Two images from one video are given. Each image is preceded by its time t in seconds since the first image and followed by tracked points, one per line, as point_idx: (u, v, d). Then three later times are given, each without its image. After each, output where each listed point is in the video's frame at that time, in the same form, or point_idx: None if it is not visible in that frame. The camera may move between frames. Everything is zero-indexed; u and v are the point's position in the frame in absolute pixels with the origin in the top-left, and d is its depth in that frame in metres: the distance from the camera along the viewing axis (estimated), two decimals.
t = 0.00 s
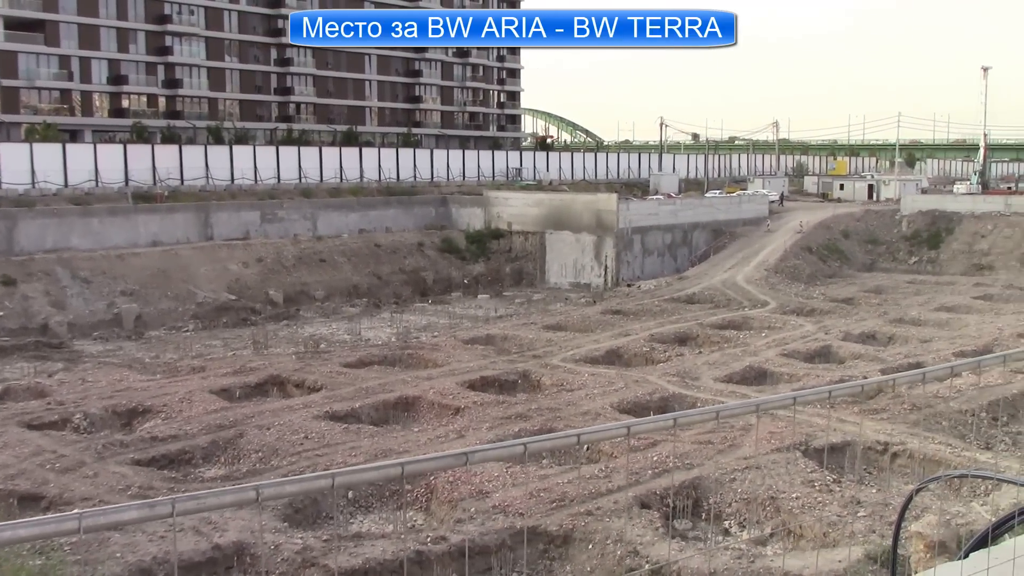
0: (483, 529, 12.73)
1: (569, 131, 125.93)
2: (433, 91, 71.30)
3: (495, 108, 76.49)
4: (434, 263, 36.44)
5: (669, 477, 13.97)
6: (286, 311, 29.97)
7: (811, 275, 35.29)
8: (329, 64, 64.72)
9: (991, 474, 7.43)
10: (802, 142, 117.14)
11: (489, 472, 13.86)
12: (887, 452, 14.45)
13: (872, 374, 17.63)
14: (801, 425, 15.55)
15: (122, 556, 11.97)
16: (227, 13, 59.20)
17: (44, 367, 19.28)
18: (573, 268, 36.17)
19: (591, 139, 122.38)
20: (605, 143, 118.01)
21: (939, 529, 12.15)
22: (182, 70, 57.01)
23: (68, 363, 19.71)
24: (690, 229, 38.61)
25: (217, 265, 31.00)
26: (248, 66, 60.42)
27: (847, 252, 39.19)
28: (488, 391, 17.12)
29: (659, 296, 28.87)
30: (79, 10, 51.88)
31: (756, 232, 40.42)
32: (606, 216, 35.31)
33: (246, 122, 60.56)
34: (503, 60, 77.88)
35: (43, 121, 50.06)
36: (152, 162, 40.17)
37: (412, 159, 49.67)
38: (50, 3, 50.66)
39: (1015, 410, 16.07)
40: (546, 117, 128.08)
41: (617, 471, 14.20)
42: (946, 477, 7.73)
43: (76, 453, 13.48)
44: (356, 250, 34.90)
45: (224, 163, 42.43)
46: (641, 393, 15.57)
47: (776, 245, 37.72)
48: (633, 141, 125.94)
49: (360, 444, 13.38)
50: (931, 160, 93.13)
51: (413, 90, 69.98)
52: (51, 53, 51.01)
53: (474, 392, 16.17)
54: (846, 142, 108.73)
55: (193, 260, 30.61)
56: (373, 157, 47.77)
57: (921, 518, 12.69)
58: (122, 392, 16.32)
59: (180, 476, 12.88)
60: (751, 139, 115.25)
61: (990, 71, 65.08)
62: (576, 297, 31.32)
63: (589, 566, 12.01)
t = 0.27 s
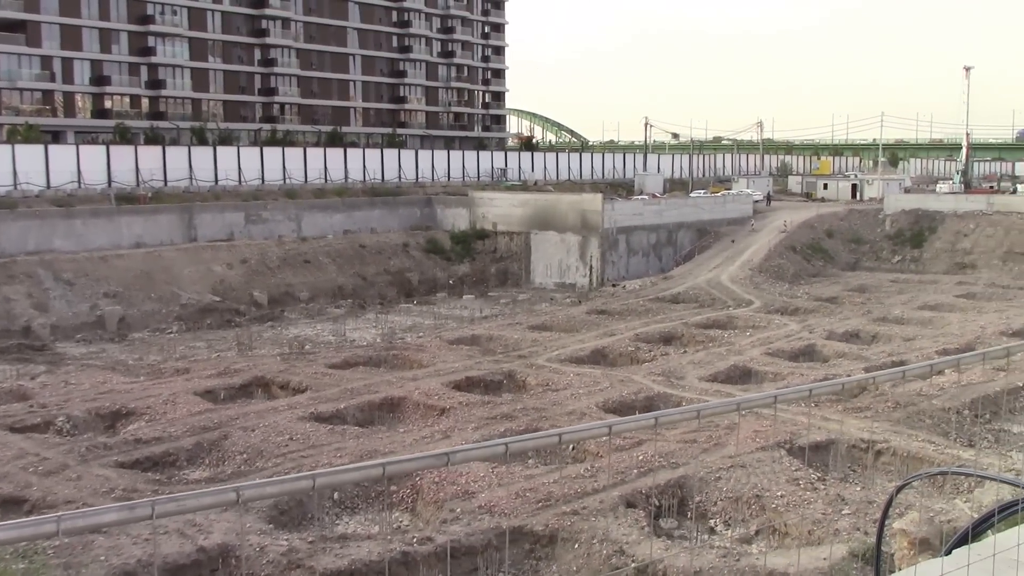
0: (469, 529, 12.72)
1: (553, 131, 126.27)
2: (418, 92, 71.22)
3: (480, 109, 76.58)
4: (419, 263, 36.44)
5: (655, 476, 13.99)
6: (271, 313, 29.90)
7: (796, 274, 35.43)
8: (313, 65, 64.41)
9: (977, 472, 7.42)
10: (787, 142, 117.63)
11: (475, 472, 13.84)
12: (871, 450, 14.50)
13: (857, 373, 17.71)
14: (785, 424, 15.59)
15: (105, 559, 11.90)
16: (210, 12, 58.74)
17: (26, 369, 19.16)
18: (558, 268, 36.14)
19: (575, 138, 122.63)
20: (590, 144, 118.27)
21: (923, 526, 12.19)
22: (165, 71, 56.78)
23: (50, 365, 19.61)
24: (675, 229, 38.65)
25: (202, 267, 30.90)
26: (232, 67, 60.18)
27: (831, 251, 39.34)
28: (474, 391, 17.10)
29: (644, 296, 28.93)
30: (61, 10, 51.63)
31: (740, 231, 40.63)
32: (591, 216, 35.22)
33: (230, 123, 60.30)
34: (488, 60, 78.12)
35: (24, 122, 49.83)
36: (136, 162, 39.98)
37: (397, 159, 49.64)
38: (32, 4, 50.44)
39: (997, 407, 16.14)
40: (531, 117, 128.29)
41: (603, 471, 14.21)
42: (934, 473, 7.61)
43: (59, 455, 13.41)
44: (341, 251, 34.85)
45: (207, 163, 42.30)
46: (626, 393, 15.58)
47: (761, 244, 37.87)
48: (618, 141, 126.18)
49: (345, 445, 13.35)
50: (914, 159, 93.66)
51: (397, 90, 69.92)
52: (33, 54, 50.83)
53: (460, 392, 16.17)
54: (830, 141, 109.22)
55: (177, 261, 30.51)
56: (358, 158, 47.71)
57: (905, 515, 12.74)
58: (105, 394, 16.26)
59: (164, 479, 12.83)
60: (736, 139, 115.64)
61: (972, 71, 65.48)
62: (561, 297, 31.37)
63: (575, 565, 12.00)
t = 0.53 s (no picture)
0: (452, 530, 12.72)
1: (535, 130, 126.50)
2: (399, 91, 71.15)
3: (461, 109, 76.59)
4: (401, 263, 36.40)
5: (637, 475, 14.02)
6: (251, 313, 29.81)
7: (777, 273, 35.57)
8: (293, 65, 64.10)
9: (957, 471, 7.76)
10: (767, 142, 118.26)
11: (457, 473, 13.82)
12: (852, 448, 14.57)
13: (837, 371, 17.83)
14: (767, 422, 15.63)
15: (85, 562, 11.83)
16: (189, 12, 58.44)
17: (4, 371, 19.03)
18: (540, 268, 36.35)
19: (557, 138, 122.90)
20: (572, 143, 118.54)
21: (902, 523, 12.28)
22: (144, 71, 56.47)
23: (29, 367, 19.48)
24: (656, 229, 38.68)
25: (182, 268, 30.77)
26: (212, 67, 59.94)
27: (811, 250, 39.57)
28: (456, 391, 17.09)
29: (625, 295, 28.97)
30: (39, 10, 51.26)
31: (721, 231, 40.73)
32: (572, 216, 35.18)
33: (210, 124, 60.05)
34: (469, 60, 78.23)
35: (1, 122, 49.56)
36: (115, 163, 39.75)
37: (378, 159, 49.57)
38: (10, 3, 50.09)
39: (974, 405, 16.26)
40: (512, 118, 128.43)
41: (585, 470, 14.23)
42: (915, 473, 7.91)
43: (37, 458, 13.32)
44: (322, 252, 34.77)
45: (187, 164, 42.12)
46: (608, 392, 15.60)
47: (742, 244, 38.02)
48: (600, 140, 126.55)
49: (327, 446, 13.32)
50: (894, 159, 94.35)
51: (379, 90, 69.80)
52: (10, 54, 50.48)
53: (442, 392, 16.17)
54: (810, 140, 109.86)
55: (157, 262, 30.37)
56: (339, 158, 47.61)
57: (885, 513, 12.81)
58: (84, 396, 16.16)
59: (144, 481, 12.77)
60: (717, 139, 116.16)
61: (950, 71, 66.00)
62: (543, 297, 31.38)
63: (558, 565, 12.02)
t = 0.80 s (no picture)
0: (430, 530, 12.70)
1: (513, 130, 126.91)
2: (377, 91, 71.18)
3: (440, 108, 76.65)
4: (379, 264, 36.39)
5: (616, 475, 14.05)
6: (228, 314, 29.68)
7: (754, 273, 35.72)
8: (272, 64, 63.77)
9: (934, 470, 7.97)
10: (746, 142, 118.95)
11: (436, 473, 13.79)
12: (828, 447, 14.66)
13: (814, 370, 17.95)
14: (745, 421, 15.69)
15: (60, 565, 11.73)
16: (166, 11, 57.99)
17: None
18: (519, 268, 36.14)
19: (535, 138, 123.29)
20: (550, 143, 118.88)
21: (878, 521, 12.35)
22: (121, 70, 56.11)
23: (2, 369, 19.30)
24: (635, 228, 38.91)
25: (158, 268, 30.60)
26: (189, 66, 59.46)
27: (788, 249, 39.85)
28: (435, 391, 17.07)
29: (604, 295, 29.01)
30: (13, 8, 50.87)
31: (699, 232, 40.80)
32: (552, 216, 35.20)
33: (187, 124, 59.56)
34: (447, 59, 78.30)
35: None
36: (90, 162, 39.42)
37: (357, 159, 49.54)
38: None
39: (949, 403, 16.37)
40: (491, 117, 128.34)
41: (564, 470, 14.25)
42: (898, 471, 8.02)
43: (11, 461, 13.21)
44: (300, 252, 34.69)
45: (164, 163, 41.89)
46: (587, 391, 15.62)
47: (721, 243, 38.22)
48: (578, 141, 127.03)
49: (305, 447, 13.27)
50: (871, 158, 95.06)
51: (357, 90, 69.64)
52: None
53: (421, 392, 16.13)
54: (789, 140, 110.55)
55: (133, 262, 30.20)
56: (317, 158, 47.52)
57: (862, 511, 12.89)
58: (59, 397, 16.05)
59: (120, 483, 12.68)
60: (696, 139, 116.67)
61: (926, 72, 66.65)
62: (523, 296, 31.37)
63: (537, 564, 12.02)
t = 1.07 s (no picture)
0: (406, 530, 12.68)
1: (489, 129, 127.24)
2: (353, 90, 70.99)
3: (416, 108, 76.55)
4: (354, 263, 36.26)
5: (592, 474, 14.07)
6: (202, 314, 29.57)
7: (729, 272, 35.85)
8: (247, 63, 63.30)
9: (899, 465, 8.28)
10: (723, 142, 119.66)
11: (413, 472, 13.76)
12: (803, 445, 14.74)
13: (787, 368, 18.02)
14: (721, 419, 15.72)
15: (31, 568, 11.61)
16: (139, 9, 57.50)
17: None
18: (495, 267, 36.25)
19: (511, 138, 123.72)
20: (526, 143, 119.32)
21: (852, 518, 12.41)
22: (93, 68, 55.67)
23: None
24: (610, 228, 39.06)
25: (131, 268, 30.39)
26: (162, 64, 59.01)
27: (763, 249, 40.12)
28: (410, 391, 17.04)
29: (580, 294, 29.07)
30: None
31: (675, 231, 41.04)
32: (528, 215, 35.25)
33: (161, 122, 59.13)
34: (424, 58, 78.24)
35: None
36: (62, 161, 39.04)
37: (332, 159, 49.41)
38: None
39: (923, 401, 16.43)
40: (468, 117, 128.30)
41: (540, 468, 14.25)
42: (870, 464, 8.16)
43: None
44: (274, 251, 34.52)
45: (137, 162, 41.56)
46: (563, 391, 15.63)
47: (696, 242, 38.46)
48: (555, 141, 127.60)
49: (280, 448, 13.22)
50: (847, 158, 95.86)
51: (332, 89, 69.35)
52: None
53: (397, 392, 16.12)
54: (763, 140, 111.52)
55: (106, 262, 29.95)
56: (292, 157, 47.34)
57: (836, 508, 12.96)
58: (30, 399, 15.91)
59: (93, 485, 12.57)
60: (673, 139, 117.21)
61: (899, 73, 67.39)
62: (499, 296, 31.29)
63: (512, 564, 12.01)
